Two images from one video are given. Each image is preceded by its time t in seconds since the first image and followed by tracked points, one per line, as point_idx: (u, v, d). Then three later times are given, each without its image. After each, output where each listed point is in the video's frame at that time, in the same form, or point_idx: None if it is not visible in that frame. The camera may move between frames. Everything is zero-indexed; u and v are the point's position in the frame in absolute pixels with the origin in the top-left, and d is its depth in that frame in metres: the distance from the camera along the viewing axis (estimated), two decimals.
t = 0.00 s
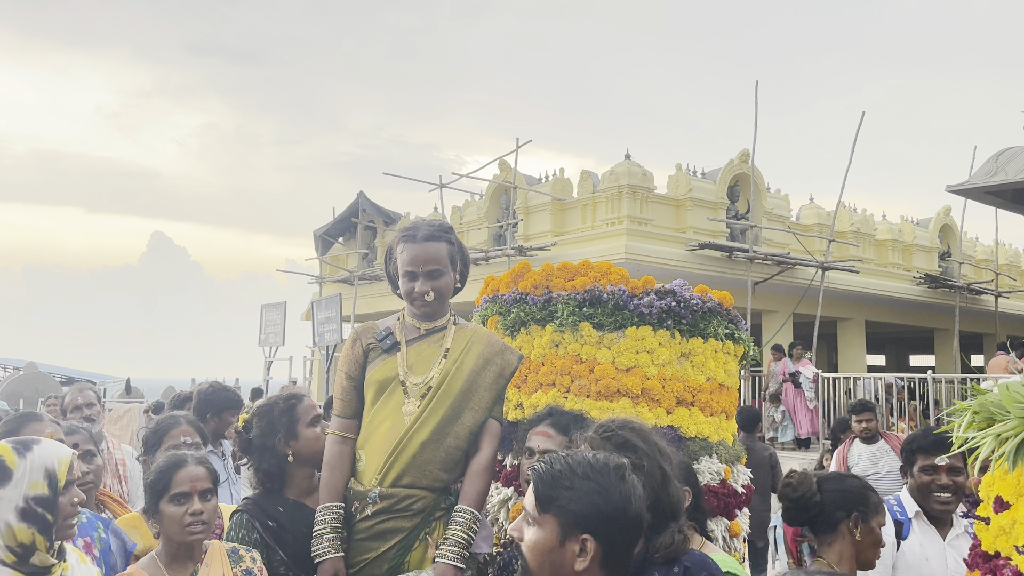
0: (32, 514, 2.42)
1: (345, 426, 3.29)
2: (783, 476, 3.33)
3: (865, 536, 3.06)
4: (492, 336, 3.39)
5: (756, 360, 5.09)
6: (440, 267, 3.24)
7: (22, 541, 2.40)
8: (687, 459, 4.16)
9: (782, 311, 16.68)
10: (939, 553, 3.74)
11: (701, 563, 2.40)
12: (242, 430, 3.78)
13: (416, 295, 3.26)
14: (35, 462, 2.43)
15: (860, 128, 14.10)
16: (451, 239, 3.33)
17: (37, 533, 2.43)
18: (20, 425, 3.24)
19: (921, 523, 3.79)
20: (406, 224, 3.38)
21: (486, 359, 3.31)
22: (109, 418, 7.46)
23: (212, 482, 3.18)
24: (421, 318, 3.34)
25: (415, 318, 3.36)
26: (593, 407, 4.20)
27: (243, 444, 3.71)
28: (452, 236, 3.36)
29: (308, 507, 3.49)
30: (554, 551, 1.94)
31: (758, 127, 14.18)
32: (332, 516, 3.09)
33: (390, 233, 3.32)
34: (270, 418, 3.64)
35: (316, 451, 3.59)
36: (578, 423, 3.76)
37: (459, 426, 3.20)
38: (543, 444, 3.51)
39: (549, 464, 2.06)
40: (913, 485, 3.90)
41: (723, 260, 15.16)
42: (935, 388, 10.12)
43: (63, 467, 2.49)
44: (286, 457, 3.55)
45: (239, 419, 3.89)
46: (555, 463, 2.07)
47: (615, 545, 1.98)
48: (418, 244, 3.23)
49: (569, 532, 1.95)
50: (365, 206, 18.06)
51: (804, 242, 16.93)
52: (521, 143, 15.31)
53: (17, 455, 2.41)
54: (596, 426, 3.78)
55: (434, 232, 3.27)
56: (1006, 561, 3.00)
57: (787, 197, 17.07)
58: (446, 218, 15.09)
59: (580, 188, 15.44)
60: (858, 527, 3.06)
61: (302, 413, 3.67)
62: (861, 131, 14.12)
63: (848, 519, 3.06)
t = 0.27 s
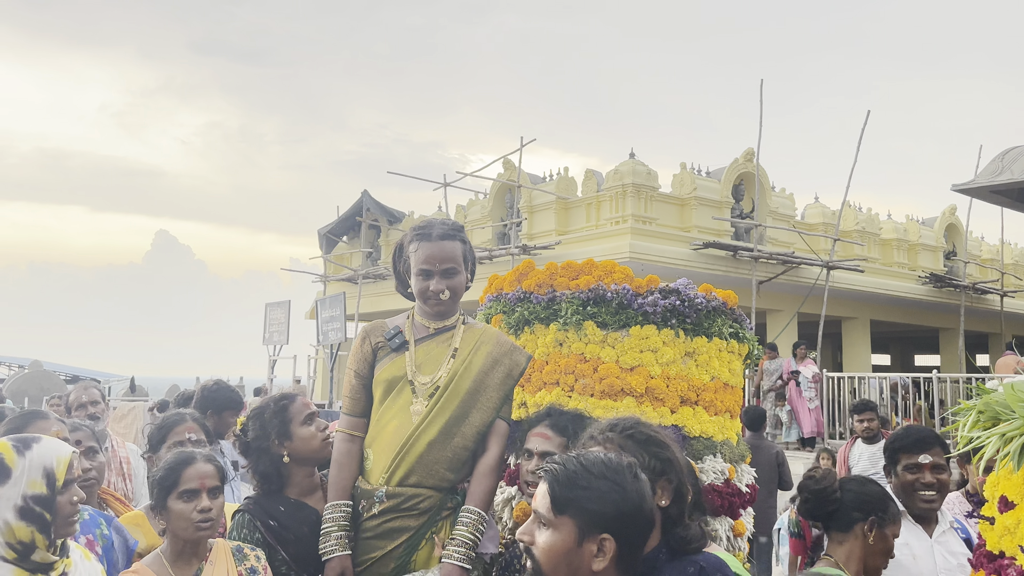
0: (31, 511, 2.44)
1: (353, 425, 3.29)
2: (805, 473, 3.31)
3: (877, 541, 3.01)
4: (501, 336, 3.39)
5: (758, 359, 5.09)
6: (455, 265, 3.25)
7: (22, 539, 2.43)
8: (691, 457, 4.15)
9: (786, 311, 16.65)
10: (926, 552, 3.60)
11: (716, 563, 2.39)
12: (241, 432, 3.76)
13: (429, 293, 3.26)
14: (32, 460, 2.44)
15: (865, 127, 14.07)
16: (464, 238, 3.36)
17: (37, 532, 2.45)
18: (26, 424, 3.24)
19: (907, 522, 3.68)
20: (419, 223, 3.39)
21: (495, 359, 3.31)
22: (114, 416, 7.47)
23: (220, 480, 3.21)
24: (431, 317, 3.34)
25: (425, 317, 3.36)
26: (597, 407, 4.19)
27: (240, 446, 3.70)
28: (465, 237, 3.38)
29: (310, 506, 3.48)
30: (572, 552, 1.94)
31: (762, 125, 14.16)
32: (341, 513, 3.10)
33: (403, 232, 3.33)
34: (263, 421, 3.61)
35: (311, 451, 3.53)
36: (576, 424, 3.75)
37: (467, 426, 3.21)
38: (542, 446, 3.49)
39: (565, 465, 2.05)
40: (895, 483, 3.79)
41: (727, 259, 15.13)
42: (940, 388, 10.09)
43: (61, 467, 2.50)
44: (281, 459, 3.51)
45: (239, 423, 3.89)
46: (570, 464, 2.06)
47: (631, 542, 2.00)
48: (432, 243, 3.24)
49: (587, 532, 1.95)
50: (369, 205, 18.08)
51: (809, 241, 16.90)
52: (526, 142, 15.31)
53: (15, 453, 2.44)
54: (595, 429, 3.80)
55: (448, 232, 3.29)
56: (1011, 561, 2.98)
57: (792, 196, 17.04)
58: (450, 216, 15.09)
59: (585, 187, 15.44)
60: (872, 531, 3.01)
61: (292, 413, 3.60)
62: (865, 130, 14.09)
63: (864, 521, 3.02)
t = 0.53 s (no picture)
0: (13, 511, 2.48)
1: (358, 422, 3.30)
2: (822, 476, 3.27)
3: (889, 543, 2.94)
4: (507, 336, 3.40)
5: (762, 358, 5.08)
6: (464, 261, 3.26)
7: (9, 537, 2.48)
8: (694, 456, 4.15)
9: (789, 309, 16.63)
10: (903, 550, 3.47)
11: (723, 562, 2.40)
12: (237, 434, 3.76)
13: (438, 289, 3.25)
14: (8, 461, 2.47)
15: (868, 125, 14.04)
16: (472, 238, 3.37)
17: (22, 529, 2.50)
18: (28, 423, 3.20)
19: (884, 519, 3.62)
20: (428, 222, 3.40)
21: (501, 359, 3.32)
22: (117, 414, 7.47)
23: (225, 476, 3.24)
24: (438, 314, 3.33)
25: (431, 315, 3.35)
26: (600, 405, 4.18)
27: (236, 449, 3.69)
28: (473, 235, 3.40)
29: (309, 505, 3.48)
30: (589, 551, 1.96)
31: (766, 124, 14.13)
32: (345, 510, 3.11)
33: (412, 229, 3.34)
34: (255, 424, 3.59)
35: (306, 450, 3.53)
36: (576, 423, 3.74)
37: (473, 426, 3.21)
38: (542, 444, 3.50)
39: (583, 464, 2.08)
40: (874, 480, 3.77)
41: (730, 257, 15.11)
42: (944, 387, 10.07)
43: (36, 465, 2.51)
44: (277, 459, 3.50)
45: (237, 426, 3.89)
46: (588, 462, 2.08)
47: (645, 541, 2.04)
48: (441, 238, 3.25)
49: (605, 532, 1.97)
50: (372, 203, 18.07)
51: (812, 240, 16.87)
52: (528, 140, 15.30)
53: None
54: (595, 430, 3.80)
55: (457, 228, 3.30)
56: (1015, 560, 2.98)
57: (795, 195, 17.01)
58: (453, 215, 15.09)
59: (587, 185, 15.43)
60: (885, 532, 2.95)
61: (282, 412, 3.57)
62: (869, 128, 14.06)
63: (878, 522, 2.95)
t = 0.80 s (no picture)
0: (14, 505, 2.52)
1: (360, 419, 3.30)
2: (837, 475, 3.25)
3: (905, 544, 2.95)
4: (510, 334, 3.40)
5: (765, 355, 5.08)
6: (471, 257, 3.27)
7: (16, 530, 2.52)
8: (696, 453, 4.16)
9: (792, 307, 16.63)
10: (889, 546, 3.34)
11: (723, 558, 2.42)
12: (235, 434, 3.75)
13: (444, 285, 3.25)
14: (15, 454, 2.53)
15: (871, 123, 14.02)
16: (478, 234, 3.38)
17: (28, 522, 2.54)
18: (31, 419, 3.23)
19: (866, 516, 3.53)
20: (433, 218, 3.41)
21: (504, 357, 3.32)
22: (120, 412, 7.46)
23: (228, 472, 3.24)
24: (443, 311, 3.33)
25: (436, 312, 3.35)
26: (602, 403, 4.19)
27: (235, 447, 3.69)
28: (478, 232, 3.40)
29: (310, 502, 3.49)
30: (595, 549, 1.96)
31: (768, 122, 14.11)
32: (348, 507, 3.11)
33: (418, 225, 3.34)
34: (252, 423, 3.59)
35: (305, 447, 3.53)
36: (577, 421, 3.74)
37: (475, 423, 3.22)
38: (543, 441, 3.50)
39: (587, 460, 2.07)
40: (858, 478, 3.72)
41: (733, 255, 15.10)
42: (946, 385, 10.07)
43: (44, 458, 2.58)
44: (276, 458, 3.51)
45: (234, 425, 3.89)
46: (592, 459, 2.08)
47: (651, 538, 2.04)
48: (448, 235, 3.25)
49: (611, 529, 1.97)
50: (374, 201, 18.07)
51: (815, 238, 16.86)
52: (530, 138, 15.29)
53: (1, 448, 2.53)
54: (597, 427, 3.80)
55: (464, 224, 3.31)
56: (1016, 558, 2.97)
57: (797, 193, 16.99)
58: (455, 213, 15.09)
59: (590, 183, 15.43)
60: (901, 533, 2.96)
61: (281, 410, 3.57)
62: (871, 126, 14.04)
63: (895, 522, 2.95)
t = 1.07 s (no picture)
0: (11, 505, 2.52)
1: (361, 416, 3.30)
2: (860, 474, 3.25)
3: (921, 546, 2.97)
4: (510, 331, 3.40)
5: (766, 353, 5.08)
6: (473, 254, 3.27)
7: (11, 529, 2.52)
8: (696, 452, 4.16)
9: (792, 305, 16.63)
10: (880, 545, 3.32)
11: (719, 553, 2.44)
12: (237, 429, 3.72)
13: (446, 282, 3.25)
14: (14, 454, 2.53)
15: (871, 121, 14.02)
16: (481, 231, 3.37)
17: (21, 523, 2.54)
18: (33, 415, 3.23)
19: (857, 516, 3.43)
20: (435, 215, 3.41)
21: (504, 354, 3.32)
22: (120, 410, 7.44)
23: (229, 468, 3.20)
24: (444, 308, 3.34)
25: (437, 309, 3.35)
26: (603, 400, 4.19)
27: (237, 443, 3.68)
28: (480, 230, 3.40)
29: (312, 500, 3.49)
30: (595, 546, 1.96)
31: (769, 120, 14.10)
32: (348, 504, 3.11)
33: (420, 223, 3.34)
34: (253, 420, 3.56)
35: (304, 446, 3.51)
36: (579, 417, 3.74)
37: (476, 420, 3.22)
38: (545, 438, 3.50)
39: (586, 457, 2.07)
40: (851, 477, 3.68)
41: (733, 253, 15.10)
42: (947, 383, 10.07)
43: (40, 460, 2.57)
44: (276, 456, 3.49)
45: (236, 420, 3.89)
46: (592, 455, 2.08)
47: (652, 535, 2.04)
48: (451, 232, 3.25)
49: (611, 527, 1.97)
50: (375, 198, 18.07)
51: (815, 236, 16.86)
52: (531, 136, 15.29)
53: (3, 445, 2.54)
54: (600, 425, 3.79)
55: (467, 222, 3.31)
56: (1018, 556, 2.95)
57: (798, 191, 16.99)
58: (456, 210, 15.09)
59: (590, 181, 15.43)
60: (919, 536, 2.97)
61: (280, 411, 3.53)
62: (872, 124, 14.04)
63: (912, 525, 2.97)
